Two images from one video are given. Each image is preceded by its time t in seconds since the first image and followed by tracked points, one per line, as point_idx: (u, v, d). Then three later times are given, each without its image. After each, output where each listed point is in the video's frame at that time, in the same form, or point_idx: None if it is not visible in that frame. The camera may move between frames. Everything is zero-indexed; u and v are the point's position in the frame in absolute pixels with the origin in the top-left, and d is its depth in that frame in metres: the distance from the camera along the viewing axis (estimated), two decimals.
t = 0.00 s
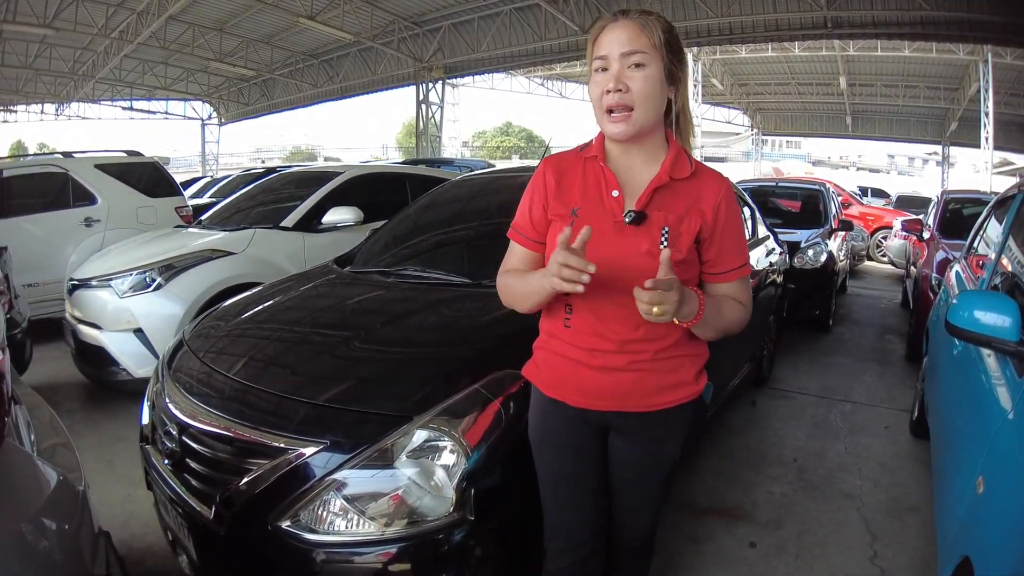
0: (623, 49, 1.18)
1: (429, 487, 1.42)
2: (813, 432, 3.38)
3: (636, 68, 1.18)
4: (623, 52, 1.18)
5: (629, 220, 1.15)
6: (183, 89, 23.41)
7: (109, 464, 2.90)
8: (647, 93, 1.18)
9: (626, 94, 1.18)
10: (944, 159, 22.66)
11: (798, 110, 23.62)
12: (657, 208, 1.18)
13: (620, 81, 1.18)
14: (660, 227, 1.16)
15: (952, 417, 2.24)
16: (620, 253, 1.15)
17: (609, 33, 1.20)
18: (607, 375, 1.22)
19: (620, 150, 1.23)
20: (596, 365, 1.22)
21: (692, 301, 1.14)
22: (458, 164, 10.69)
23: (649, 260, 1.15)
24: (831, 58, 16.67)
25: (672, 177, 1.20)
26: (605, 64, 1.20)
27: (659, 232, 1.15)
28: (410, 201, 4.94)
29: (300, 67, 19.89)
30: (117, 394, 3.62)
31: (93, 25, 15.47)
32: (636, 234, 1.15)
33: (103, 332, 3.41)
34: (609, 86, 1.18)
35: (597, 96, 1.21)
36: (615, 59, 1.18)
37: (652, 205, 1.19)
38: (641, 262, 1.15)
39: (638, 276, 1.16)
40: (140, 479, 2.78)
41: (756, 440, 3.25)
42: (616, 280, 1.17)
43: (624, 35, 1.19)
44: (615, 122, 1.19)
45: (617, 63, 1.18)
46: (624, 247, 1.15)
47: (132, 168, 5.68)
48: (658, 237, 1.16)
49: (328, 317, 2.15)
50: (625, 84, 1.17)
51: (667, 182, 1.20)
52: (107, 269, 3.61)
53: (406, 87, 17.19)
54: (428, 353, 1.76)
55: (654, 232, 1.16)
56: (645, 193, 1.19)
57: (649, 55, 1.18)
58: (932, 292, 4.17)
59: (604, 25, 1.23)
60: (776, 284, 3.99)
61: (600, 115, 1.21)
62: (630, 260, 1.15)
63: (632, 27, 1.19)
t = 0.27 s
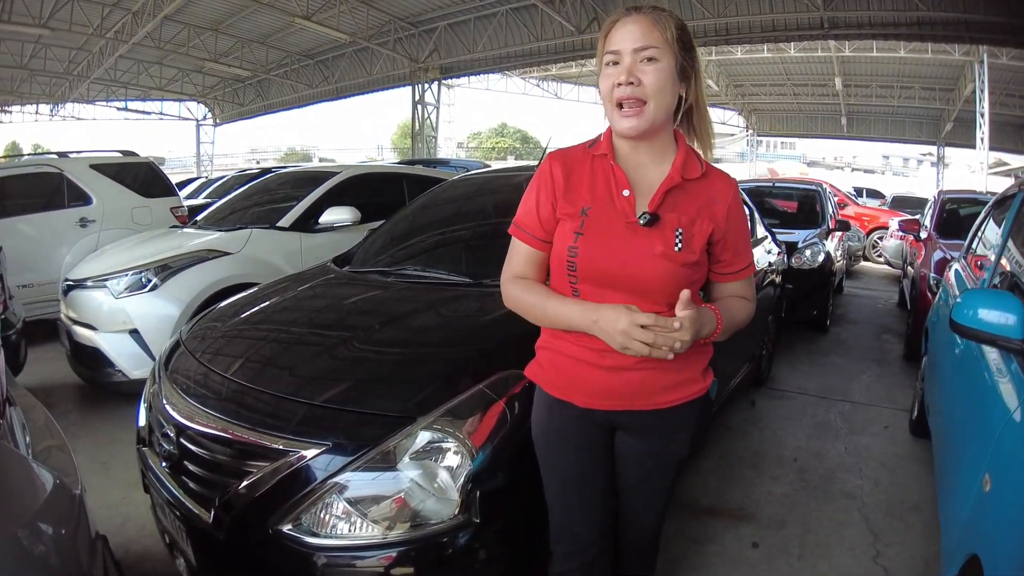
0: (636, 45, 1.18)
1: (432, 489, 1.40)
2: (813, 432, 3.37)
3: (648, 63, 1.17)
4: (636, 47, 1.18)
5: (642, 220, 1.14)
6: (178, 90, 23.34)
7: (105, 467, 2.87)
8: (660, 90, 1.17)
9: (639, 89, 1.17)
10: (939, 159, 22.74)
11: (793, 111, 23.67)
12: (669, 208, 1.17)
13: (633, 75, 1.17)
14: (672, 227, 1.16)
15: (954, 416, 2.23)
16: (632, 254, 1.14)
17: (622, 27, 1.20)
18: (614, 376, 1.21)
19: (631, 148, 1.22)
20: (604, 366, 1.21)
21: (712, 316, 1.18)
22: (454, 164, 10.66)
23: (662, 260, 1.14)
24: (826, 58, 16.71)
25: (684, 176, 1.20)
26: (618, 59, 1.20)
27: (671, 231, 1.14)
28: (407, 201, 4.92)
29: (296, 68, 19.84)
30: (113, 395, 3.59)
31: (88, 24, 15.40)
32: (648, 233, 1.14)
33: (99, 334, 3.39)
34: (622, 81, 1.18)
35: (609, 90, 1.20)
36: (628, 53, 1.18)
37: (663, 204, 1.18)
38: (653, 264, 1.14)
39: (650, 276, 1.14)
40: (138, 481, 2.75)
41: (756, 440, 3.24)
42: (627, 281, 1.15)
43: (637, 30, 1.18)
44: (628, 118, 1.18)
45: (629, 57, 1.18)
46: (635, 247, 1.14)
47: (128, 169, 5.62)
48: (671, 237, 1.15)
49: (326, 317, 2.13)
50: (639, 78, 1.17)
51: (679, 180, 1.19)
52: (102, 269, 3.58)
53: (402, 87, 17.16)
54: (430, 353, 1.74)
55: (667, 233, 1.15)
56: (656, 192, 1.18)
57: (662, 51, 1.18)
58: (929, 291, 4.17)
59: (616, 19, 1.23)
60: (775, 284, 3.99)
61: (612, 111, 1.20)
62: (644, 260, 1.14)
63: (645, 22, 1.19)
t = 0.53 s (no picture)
0: (654, 40, 1.17)
1: (436, 491, 1.39)
2: (810, 431, 3.38)
3: (666, 58, 1.17)
4: (653, 42, 1.17)
5: (654, 220, 1.14)
6: (170, 90, 23.22)
7: (100, 470, 2.84)
8: (676, 87, 1.17)
9: (656, 83, 1.16)
10: (931, 159, 22.89)
11: (785, 112, 23.78)
12: (679, 208, 1.18)
13: (650, 70, 1.16)
14: (684, 227, 1.17)
15: (953, 414, 2.24)
16: (646, 255, 1.14)
17: (638, 22, 1.19)
18: (623, 377, 1.20)
19: (642, 145, 1.22)
20: (613, 366, 1.20)
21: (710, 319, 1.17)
22: (447, 165, 10.64)
23: (675, 260, 1.14)
24: (818, 59, 16.80)
25: (693, 175, 1.21)
26: (633, 53, 1.18)
27: (685, 232, 1.15)
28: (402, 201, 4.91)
29: (288, 68, 19.76)
30: (107, 398, 3.56)
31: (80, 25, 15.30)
32: (661, 232, 1.15)
33: (92, 335, 3.35)
34: (638, 75, 1.17)
35: (624, 85, 1.19)
36: (645, 47, 1.17)
37: (673, 203, 1.18)
38: (666, 264, 1.14)
39: (662, 277, 1.14)
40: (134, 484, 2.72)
41: (754, 439, 3.25)
42: (641, 281, 1.15)
43: (655, 25, 1.17)
44: (643, 115, 1.17)
45: (647, 51, 1.17)
46: (650, 247, 1.14)
47: (120, 169, 5.60)
48: (684, 237, 1.16)
49: (320, 318, 2.11)
50: (656, 74, 1.16)
51: (689, 180, 1.20)
52: (95, 270, 3.54)
53: (395, 87, 17.13)
54: (430, 353, 1.72)
55: (679, 233, 1.16)
56: (667, 191, 1.18)
57: (679, 48, 1.18)
58: (924, 291, 4.19)
59: (629, 14, 1.21)
60: (770, 283, 3.99)
61: (626, 106, 1.19)
62: (658, 260, 1.14)
63: (662, 19, 1.18)
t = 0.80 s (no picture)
0: (658, 36, 1.16)
1: (439, 492, 1.38)
2: (804, 429, 3.39)
3: (670, 56, 1.16)
4: (657, 39, 1.16)
5: (659, 213, 1.14)
6: (158, 90, 23.04)
7: (92, 473, 2.80)
8: (679, 83, 1.17)
9: (659, 80, 1.16)
10: (918, 159, 23.10)
11: (774, 112, 23.93)
12: (685, 202, 1.18)
13: (654, 67, 1.16)
14: (690, 221, 1.17)
15: (949, 411, 2.26)
16: (652, 250, 1.14)
17: (640, 18, 1.18)
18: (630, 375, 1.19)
19: (647, 141, 1.21)
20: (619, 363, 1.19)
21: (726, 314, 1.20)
22: (438, 165, 10.60)
23: (682, 254, 1.14)
24: (807, 60, 16.91)
25: (698, 169, 1.20)
26: (637, 50, 1.18)
27: (690, 224, 1.15)
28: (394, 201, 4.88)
29: (277, 68, 19.65)
30: (98, 400, 3.52)
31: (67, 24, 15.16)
32: (667, 226, 1.14)
33: (83, 337, 3.32)
34: (642, 72, 1.16)
35: (627, 81, 1.18)
36: (648, 44, 1.16)
37: (679, 197, 1.18)
38: (673, 259, 1.14)
39: (669, 271, 1.14)
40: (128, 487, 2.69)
41: (750, 438, 3.26)
42: (648, 276, 1.14)
43: (658, 22, 1.17)
44: (648, 111, 1.17)
45: (650, 48, 1.16)
46: (657, 241, 1.13)
47: (110, 169, 5.55)
48: (690, 230, 1.16)
49: (311, 319, 2.09)
50: (659, 71, 1.16)
51: (693, 173, 1.20)
52: (85, 271, 3.50)
53: (385, 87, 17.07)
54: (428, 354, 1.71)
55: (686, 226, 1.16)
56: (672, 185, 1.18)
57: (682, 45, 1.17)
58: (915, 289, 4.22)
59: (630, 11, 1.21)
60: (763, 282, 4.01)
61: (629, 103, 1.19)
62: (666, 254, 1.14)
63: (664, 15, 1.17)
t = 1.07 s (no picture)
0: (651, 39, 1.16)
1: (441, 493, 1.37)
2: (798, 427, 3.41)
3: (663, 59, 1.16)
4: (650, 41, 1.15)
5: (660, 212, 1.13)
6: (147, 90, 22.89)
7: (84, 477, 2.77)
8: (675, 84, 1.16)
9: (653, 84, 1.16)
10: (907, 158, 23.30)
11: (762, 112, 24.07)
12: (685, 200, 1.17)
13: (647, 71, 1.16)
14: (691, 218, 1.16)
15: (944, 407, 2.27)
16: (651, 250, 1.13)
17: (634, 21, 1.17)
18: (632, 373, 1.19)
19: (644, 141, 1.21)
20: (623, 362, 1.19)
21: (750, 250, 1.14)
22: (428, 165, 10.58)
23: (683, 252, 1.13)
24: (796, 60, 17.03)
25: (697, 167, 1.20)
26: (631, 52, 1.17)
27: (691, 222, 1.14)
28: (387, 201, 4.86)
29: (266, 68, 19.54)
30: (88, 403, 3.48)
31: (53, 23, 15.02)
32: (669, 224, 1.14)
33: (74, 338, 3.29)
34: (636, 77, 1.16)
35: (621, 85, 1.18)
36: (642, 47, 1.16)
37: (679, 195, 1.18)
38: (675, 257, 1.13)
39: (670, 270, 1.13)
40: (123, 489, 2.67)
41: (744, 435, 3.27)
42: (649, 275, 1.14)
43: (651, 24, 1.16)
44: (641, 114, 1.17)
45: (643, 52, 1.16)
46: (657, 241, 1.13)
47: (99, 169, 5.49)
48: (691, 228, 1.15)
49: (303, 320, 2.06)
50: (652, 74, 1.16)
51: (693, 171, 1.19)
52: (75, 272, 3.47)
53: (375, 87, 17.02)
54: (425, 353, 1.69)
55: (686, 224, 1.14)
56: (672, 183, 1.17)
57: (677, 46, 1.16)
58: (907, 288, 4.25)
59: (623, 13, 1.20)
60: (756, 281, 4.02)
61: (623, 106, 1.19)
62: (667, 252, 1.13)
63: (657, 16, 1.17)
